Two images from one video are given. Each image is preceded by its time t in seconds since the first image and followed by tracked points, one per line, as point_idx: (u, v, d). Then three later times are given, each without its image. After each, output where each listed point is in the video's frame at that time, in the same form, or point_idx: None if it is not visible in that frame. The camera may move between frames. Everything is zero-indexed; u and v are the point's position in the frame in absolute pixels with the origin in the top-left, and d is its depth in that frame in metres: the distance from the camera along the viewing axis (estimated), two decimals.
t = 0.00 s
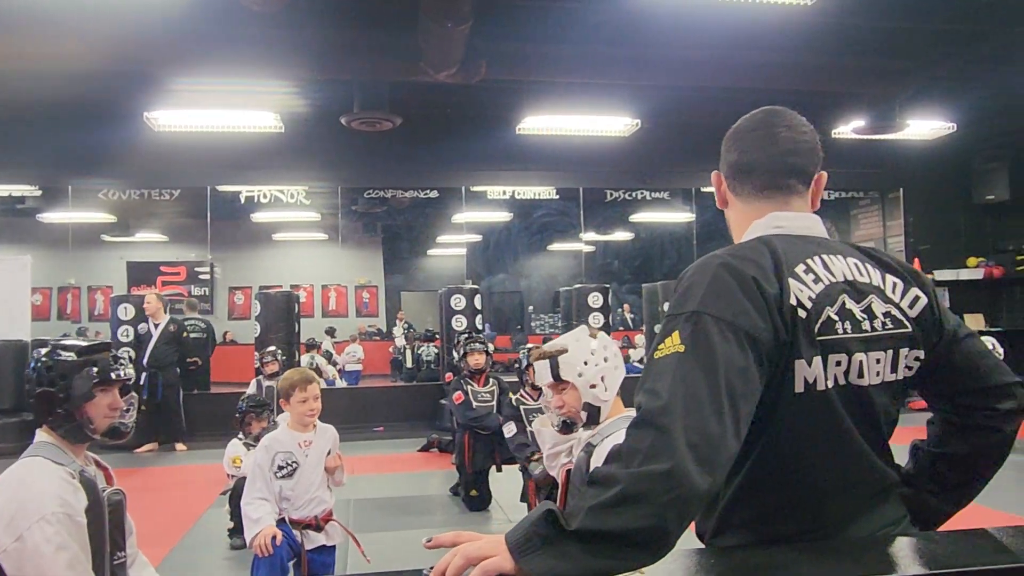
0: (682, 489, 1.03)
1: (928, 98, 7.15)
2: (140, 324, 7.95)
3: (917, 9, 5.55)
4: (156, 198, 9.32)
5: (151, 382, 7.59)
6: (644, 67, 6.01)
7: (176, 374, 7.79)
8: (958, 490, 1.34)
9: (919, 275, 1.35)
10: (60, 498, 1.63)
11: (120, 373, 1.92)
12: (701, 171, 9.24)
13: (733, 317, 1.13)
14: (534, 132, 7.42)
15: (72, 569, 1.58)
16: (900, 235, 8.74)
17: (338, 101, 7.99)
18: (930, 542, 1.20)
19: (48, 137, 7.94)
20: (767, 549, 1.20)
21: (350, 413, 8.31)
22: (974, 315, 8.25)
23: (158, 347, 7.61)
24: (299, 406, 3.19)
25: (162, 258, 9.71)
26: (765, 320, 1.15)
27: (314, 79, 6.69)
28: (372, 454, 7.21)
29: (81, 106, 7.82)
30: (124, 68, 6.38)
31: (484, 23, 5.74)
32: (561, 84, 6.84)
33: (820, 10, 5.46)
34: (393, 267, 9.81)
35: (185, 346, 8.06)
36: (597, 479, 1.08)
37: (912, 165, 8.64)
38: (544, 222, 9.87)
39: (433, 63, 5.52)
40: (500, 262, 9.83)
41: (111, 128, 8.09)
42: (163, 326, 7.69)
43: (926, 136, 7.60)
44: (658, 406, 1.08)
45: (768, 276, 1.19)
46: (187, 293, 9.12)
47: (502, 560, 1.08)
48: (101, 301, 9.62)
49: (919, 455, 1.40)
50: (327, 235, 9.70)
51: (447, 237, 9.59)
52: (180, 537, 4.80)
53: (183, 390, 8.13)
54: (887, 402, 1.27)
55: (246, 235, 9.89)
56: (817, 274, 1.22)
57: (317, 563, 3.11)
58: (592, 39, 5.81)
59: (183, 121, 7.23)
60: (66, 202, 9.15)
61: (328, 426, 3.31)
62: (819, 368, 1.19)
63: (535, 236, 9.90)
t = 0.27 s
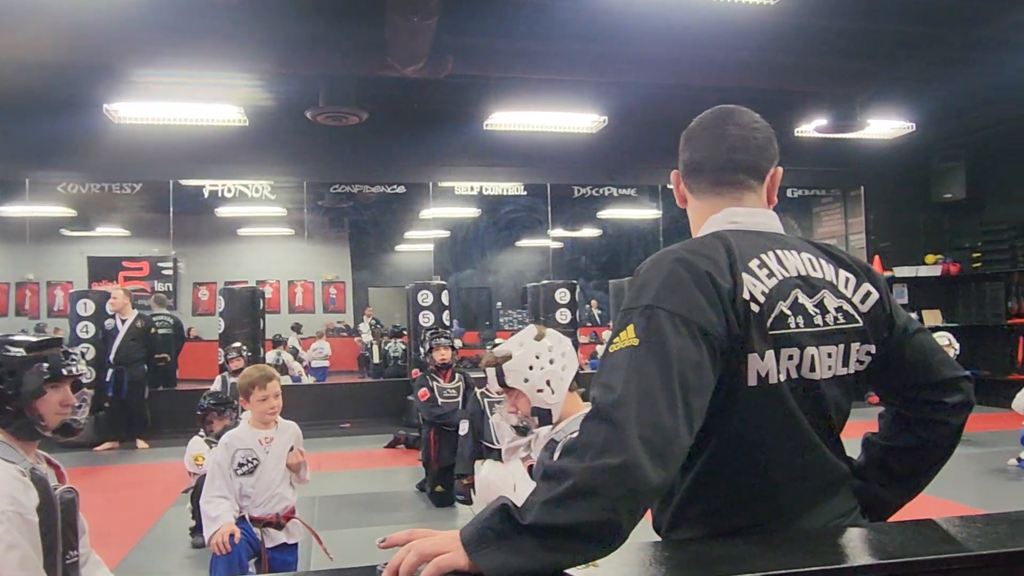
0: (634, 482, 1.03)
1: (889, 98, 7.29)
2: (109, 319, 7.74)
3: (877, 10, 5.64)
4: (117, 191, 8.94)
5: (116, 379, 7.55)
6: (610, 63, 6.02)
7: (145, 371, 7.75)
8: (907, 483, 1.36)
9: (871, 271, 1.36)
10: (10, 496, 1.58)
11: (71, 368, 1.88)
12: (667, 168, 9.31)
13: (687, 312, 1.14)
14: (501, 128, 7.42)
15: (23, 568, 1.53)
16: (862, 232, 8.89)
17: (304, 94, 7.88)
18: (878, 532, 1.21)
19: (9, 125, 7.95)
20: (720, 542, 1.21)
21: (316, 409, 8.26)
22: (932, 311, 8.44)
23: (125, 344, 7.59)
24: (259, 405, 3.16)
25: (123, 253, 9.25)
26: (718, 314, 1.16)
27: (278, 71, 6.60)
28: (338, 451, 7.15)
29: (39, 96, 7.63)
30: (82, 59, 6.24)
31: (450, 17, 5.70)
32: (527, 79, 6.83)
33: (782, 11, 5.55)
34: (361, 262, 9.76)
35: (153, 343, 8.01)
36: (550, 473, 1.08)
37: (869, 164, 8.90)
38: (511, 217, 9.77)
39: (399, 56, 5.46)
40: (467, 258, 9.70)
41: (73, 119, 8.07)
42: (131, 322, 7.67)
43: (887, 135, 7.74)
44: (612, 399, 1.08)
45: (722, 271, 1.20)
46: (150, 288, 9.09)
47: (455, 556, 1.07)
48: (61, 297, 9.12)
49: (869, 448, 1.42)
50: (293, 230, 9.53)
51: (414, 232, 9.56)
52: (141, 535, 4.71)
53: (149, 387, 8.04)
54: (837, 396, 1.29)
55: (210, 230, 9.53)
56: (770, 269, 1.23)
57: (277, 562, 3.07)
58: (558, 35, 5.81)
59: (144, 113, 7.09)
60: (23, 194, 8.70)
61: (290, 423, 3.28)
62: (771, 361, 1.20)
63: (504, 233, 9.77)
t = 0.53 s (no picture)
0: (586, 473, 1.03)
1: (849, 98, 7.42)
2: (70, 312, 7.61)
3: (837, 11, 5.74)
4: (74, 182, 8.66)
5: (78, 372, 7.42)
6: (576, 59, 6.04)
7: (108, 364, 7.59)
8: (859, 474, 1.38)
9: (825, 265, 1.38)
10: None
11: (20, 361, 1.81)
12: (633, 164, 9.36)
13: (641, 304, 1.14)
14: (467, 122, 7.39)
15: None
16: (823, 229, 9.05)
17: (267, 86, 7.77)
18: (829, 521, 1.23)
19: None
20: (675, 532, 1.21)
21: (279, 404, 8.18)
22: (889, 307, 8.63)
23: (87, 336, 7.40)
24: (217, 399, 3.12)
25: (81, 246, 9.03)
26: (672, 306, 1.16)
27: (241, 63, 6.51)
28: (302, 446, 7.08)
29: None
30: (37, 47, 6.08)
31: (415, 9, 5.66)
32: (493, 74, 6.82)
33: (745, 12, 5.62)
34: (326, 256, 9.56)
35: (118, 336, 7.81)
36: (504, 464, 1.07)
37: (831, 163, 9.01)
38: (478, 212, 9.71)
39: (364, 49, 5.41)
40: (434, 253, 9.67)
41: (29, 107, 7.86)
42: (93, 315, 7.47)
43: (847, 133, 7.88)
44: (565, 391, 1.08)
45: (677, 264, 1.20)
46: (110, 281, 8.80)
47: (408, 549, 1.06)
48: (17, 290, 8.85)
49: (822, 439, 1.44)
50: (256, 223, 9.42)
51: (381, 227, 9.43)
52: (98, 532, 4.62)
53: (113, 380, 7.88)
54: (790, 388, 1.30)
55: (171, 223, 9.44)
56: (725, 262, 1.24)
57: (235, 559, 3.03)
58: (524, 30, 5.81)
59: (102, 102, 6.93)
60: None
61: (250, 418, 3.23)
62: (725, 354, 1.21)
63: (470, 228, 9.74)
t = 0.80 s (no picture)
0: (541, 465, 1.02)
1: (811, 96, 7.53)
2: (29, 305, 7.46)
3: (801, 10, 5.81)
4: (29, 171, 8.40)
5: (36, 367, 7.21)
6: (542, 52, 6.02)
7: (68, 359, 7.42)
8: (811, 465, 1.40)
9: (781, 259, 1.39)
10: None
11: None
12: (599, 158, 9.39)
13: (598, 296, 1.13)
14: (433, 114, 7.35)
15: None
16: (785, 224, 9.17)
17: (229, 74, 7.61)
18: (783, 511, 1.24)
19: None
20: (630, 524, 1.21)
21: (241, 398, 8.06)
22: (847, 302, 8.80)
23: (46, 331, 7.24)
24: (175, 394, 3.06)
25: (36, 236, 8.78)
26: (630, 299, 1.16)
27: (202, 50, 6.36)
28: (264, 440, 6.99)
29: None
30: None
31: None
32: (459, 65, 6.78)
33: (710, 9, 5.66)
34: (290, 249, 9.51)
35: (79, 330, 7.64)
36: (459, 457, 1.06)
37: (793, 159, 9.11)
38: (444, 206, 9.67)
39: (327, 38, 5.32)
40: (398, 245, 9.50)
41: None
42: (53, 308, 7.31)
43: (809, 130, 7.99)
44: (520, 382, 1.08)
45: (635, 257, 1.20)
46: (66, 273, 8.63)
47: (361, 543, 1.04)
48: None
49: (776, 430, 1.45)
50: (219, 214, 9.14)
51: (346, 220, 9.31)
52: (51, 529, 4.50)
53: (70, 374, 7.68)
54: (746, 380, 1.31)
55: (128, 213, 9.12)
56: (682, 255, 1.24)
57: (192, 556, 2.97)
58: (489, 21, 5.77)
59: (57, 89, 6.72)
60: None
61: (210, 413, 3.18)
62: (681, 346, 1.21)
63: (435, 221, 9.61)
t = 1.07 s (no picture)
0: (500, 456, 1.02)
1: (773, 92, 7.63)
2: None
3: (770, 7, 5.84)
4: None
5: None
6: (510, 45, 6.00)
7: (23, 350, 7.22)
8: (766, 454, 1.41)
9: (740, 251, 1.40)
10: None
11: None
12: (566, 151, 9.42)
13: (560, 287, 1.13)
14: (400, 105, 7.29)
15: None
16: (749, 219, 9.30)
17: (191, 62, 7.44)
18: (740, 499, 1.25)
19: None
20: (590, 515, 1.21)
21: (203, 390, 7.95)
22: (809, 296, 8.96)
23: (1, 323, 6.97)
24: (132, 385, 2.98)
25: None
26: (590, 289, 1.16)
27: (163, 37, 6.22)
28: (226, 433, 6.90)
29: None
30: None
31: None
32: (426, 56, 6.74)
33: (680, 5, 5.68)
34: (253, 240, 9.37)
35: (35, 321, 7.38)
36: (417, 448, 1.04)
37: (757, 153, 9.22)
38: (410, 197, 9.64)
39: (292, 28, 5.24)
40: (363, 237, 9.61)
41: None
42: (8, 298, 7.04)
43: (773, 125, 8.10)
44: (480, 373, 1.07)
45: (597, 247, 1.19)
46: (22, 264, 8.43)
47: (318, 535, 1.03)
48: None
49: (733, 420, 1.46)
50: (180, 205, 9.13)
51: (313, 211, 9.35)
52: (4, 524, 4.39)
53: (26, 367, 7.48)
54: (704, 371, 1.31)
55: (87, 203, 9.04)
56: (644, 246, 1.24)
57: (150, 550, 2.93)
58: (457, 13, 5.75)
59: (10, 74, 6.51)
60: None
61: (169, 405, 3.11)
62: (642, 337, 1.21)
63: (402, 213, 9.66)
